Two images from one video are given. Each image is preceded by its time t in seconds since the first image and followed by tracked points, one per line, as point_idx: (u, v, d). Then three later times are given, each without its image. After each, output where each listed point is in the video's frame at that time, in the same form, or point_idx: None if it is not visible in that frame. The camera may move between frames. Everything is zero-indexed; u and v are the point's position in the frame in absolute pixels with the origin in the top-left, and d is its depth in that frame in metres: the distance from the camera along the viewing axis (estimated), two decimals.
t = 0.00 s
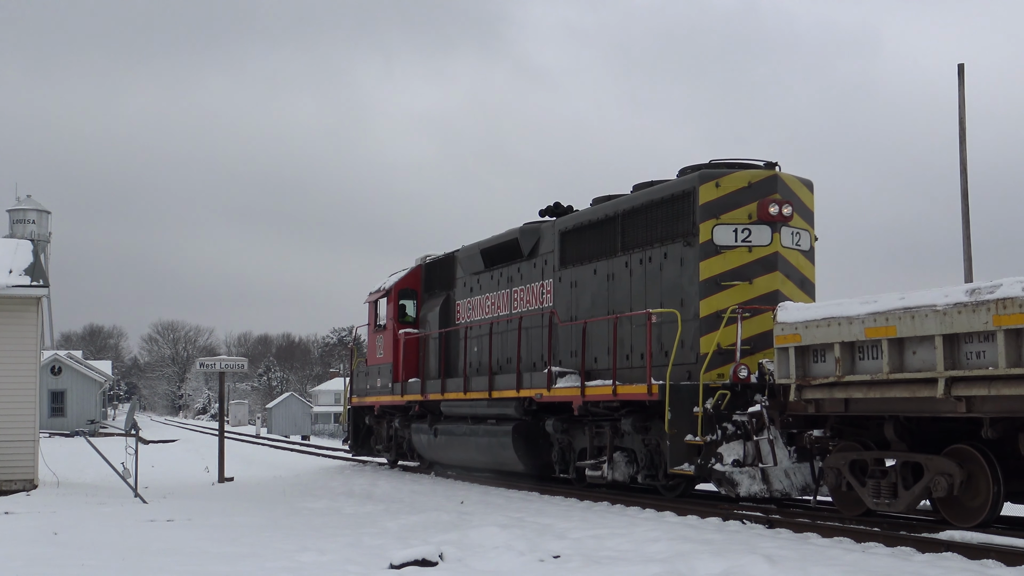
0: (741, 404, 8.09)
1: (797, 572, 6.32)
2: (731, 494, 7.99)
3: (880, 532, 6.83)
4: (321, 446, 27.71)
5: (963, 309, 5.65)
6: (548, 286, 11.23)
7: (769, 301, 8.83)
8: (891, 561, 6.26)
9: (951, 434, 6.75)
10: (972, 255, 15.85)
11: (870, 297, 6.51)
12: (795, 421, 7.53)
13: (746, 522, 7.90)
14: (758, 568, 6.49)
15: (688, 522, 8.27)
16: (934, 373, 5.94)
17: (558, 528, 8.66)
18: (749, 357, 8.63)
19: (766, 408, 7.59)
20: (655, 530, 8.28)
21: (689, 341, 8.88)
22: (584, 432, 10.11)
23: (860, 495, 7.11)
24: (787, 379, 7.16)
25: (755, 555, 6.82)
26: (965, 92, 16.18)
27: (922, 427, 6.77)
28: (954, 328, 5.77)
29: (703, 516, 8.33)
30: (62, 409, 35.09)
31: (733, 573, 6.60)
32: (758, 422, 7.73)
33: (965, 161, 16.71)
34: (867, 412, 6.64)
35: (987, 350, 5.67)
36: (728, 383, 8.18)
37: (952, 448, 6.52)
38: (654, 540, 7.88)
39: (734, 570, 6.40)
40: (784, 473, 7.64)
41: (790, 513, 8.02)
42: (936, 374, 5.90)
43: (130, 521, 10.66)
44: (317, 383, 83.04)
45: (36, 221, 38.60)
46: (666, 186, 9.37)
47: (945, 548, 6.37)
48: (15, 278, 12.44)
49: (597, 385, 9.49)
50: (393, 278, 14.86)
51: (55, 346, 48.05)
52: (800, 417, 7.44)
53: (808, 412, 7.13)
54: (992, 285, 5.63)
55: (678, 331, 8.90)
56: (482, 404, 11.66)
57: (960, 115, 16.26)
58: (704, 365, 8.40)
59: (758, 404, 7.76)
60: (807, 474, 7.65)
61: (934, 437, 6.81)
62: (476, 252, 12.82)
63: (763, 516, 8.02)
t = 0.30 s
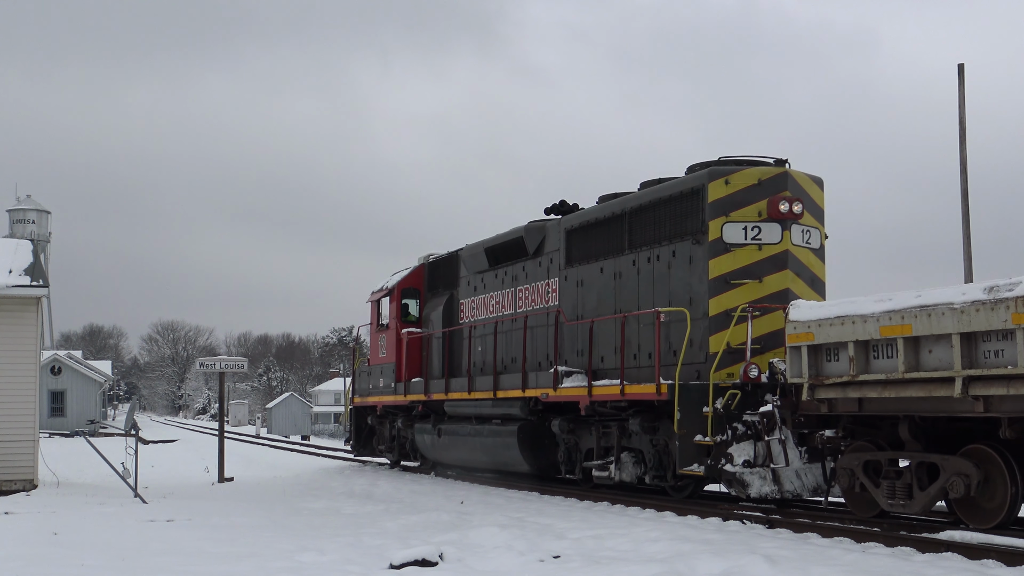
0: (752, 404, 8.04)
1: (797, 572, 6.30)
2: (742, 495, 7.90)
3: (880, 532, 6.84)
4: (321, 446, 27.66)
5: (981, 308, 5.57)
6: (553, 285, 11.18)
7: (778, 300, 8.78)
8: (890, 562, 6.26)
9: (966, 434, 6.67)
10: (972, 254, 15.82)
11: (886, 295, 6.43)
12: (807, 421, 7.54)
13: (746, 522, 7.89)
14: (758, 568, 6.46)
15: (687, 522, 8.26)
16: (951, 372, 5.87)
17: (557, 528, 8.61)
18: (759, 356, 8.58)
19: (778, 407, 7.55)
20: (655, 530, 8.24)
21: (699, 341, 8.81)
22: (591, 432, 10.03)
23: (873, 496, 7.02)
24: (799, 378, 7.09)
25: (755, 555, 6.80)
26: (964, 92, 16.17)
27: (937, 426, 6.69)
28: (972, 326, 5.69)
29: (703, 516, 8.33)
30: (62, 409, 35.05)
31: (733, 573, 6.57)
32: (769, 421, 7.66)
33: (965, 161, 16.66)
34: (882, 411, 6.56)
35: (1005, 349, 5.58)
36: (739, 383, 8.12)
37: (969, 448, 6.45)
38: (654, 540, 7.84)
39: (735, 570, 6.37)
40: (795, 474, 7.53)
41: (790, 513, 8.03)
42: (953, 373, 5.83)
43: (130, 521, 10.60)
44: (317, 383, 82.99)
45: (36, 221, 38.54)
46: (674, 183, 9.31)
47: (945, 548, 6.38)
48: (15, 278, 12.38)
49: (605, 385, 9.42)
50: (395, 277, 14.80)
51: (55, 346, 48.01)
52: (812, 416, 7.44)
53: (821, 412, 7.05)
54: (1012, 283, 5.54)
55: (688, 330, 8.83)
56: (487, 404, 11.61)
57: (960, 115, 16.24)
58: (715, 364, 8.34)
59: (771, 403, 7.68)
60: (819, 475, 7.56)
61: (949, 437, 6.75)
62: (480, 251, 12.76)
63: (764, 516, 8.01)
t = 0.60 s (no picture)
0: (763, 404, 7.98)
1: (797, 571, 6.28)
2: (753, 497, 7.84)
3: (880, 532, 6.84)
4: (321, 446, 27.58)
5: (1000, 306, 5.48)
6: (559, 284, 11.12)
7: (789, 298, 8.72)
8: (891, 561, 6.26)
9: (983, 432, 6.52)
10: (973, 254, 15.75)
11: (902, 293, 6.35)
12: (819, 421, 7.40)
13: (746, 522, 7.89)
14: (758, 569, 6.43)
15: (688, 522, 8.23)
16: (968, 371, 5.80)
17: (557, 528, 8.55)
18: (770, 355, 8.53)
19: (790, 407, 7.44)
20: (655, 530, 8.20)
21: (709, 341, 8.74)
22: (598, 432, 9.97)
23: (888, 497, 6.94)
24: (812, 377, 7.04)
25: (755, 555, 6.77)
26: (964, 93, 16.13)
27: (952, 426, 6.57)
28: (990, 324, 5.62)
29: (703, 516, 8.33)
30: (62, 409, 34.99)
31: (733, 573, 6.54)
32: (782, 420, 7.59)
33: (965, 161, 16.59)
34: (896, 410, 6.50)
35: None
36: (750, 382, 8.07)
37: (986, 448, 6.34)
38: (654, 540, 7.79)
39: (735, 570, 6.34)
40: (807, 475, 7.47)
41: (790, 512, 8.07)
42: (970, 372, 5.76)
43: (130, 521, 10.53)
44: (317, 383, 82.94)
45: (36, 221, 38.48)
46: (683, 181, 9.25)
47: (945, 548, 6.38)
48: (15, 278, 12.32)
49: (612, 385, 9.36)
50: (398, 276, 14.74)
51: (56, 346, 47.96)
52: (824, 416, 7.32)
53: (834, 411, 6.97)
54: None
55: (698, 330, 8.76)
56: (492, 404, 11.56)
57: (960, 115, 16.20)
58: (725, 363, 8.28)
59: (784, 402, 7.64)
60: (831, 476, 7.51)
61: (964, 437, 6.64)
62: (485, 250, 12.70)
63: (763, 516, 7.98)
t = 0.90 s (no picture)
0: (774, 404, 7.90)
1: (797, 572, 6.26)
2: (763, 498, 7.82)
3: (880, 532, 6.88)
4: (321, 446, 27.51)
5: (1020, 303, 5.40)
6: (565, 282, 11.07)
7: (800, 297, 8.66)
8: (890, 560, 6.31)
9: (1001, 433, 6.37)
10: (972, 253, 15.71)
11: (918, 291, 6.27)
12: (833, 421, 7.30)
13: (746, 522, 7.87)
14: (758, 569, 6.40)
15: (687, 522, 8.20)
16: (987, 370, 5.72)
17: (557, 528, 8.51)
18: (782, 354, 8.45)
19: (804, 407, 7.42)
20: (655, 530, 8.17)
21: (718, 340, 8.67)
22: (605, 432, 9.92)
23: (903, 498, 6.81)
24: (825, 377, 6.94)
25: (755, 555, 6.73)
26: (962, 92, 16.10)
27: (969, 426, 6.45)
28: (1010, 322, 5.53)
29: (703, 516, 8.30)
30: (62, 409, 34.93)
31: (733, 573, 6.51)
32: (793, 421, 7.53)
33: (965, 161, 16.54)
34: (912, 411, 6.40)
35: None
36: (761, 382, 8.01)
37: (1006, 449, 6.15)
38: (654, 540, 7.75)
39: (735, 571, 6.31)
40: (819, 476, 7.38)
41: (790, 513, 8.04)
42: (989, 371, 5.68)
43: (130, 521, 10.47)
44: (317, 383, 82.90)
45: (35, 221, 38.42)
46: (692, 178, 9.19)
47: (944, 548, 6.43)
48: (15, 278, 12.26)
49: (620, 384, 9.30)
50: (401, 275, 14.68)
51: (55, 347, 47.88)
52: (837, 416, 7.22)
53: (847, 410, 6.91)
54: None
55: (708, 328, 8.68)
56: (497, 404, 11.51)
57: (959, 113, 16.17)
58: (736, 363, 8.22)
59: (797, 403, 7.56)
60: (844, 476, 7.41)
61: (981, 438, 6.53)
62: (489, 248, 12.65)
63: (763, 516, 7.94)
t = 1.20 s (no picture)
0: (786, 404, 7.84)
1: (798, 572, 6.22)
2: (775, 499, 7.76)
3: (880, 532, 6.93)
4: (321, 446, 27.45)
5: None
6: (572, 281, 11.02)
7: (811, 295, 8.60)
8: (890, 561, 6.28)
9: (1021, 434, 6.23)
10: (972, 253, 15.66)
11: (936, 289, 6.20)
12: (846, 421, 7.21)
13: (746, 522, 7.85)
14: (758, 569, 6.35)
15: (687, 522, 8.15)
16: (1005, 369, 5.65)
17: (557, 528, 8.45)
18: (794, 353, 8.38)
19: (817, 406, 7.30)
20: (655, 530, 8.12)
21: (729, 339, 8.61)
22: (612, 433, 9.85)
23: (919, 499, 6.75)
24: (840, 376, 6.86)
25: (754, 555, 6.69)
26: (962, 92, 16.06)
27: (987, 427, 6.33)
28: None
29: (703, 516, 8.30)
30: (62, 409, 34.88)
31: (733, 573, 6.45)
32: (806, 421, 7.48)
33: (965, 161, 16.48)
34: (928, 411, 6.34)
35: None
36: (773, 381, 7.96)
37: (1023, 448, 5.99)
38: (654, 540, 7.69)
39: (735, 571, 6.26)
40: (832, 476, 7.37)
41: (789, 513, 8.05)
42: (1008, 370, 5.60)
43: (130, 521, 10.41)
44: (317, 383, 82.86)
45: (36, 221, 38.35)
46: (701, 175, 9.13)
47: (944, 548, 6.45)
48: (15, 278, 12.20)
49: (628, 384, 9.23)
50: (404, 273, 14.61)
51: (55, 347, 47.81)
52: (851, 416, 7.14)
53: (862, 410, 6.84)
54: None
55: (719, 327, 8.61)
56: (503, 404, 11.46)
57: (959, 112, 16.13)
58: (748, 362, 8.14)
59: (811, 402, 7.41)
60: (856, 477, 7.40)
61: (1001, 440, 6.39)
62: (494, 247, 12.59)
63: (763, 516, 7.91)
